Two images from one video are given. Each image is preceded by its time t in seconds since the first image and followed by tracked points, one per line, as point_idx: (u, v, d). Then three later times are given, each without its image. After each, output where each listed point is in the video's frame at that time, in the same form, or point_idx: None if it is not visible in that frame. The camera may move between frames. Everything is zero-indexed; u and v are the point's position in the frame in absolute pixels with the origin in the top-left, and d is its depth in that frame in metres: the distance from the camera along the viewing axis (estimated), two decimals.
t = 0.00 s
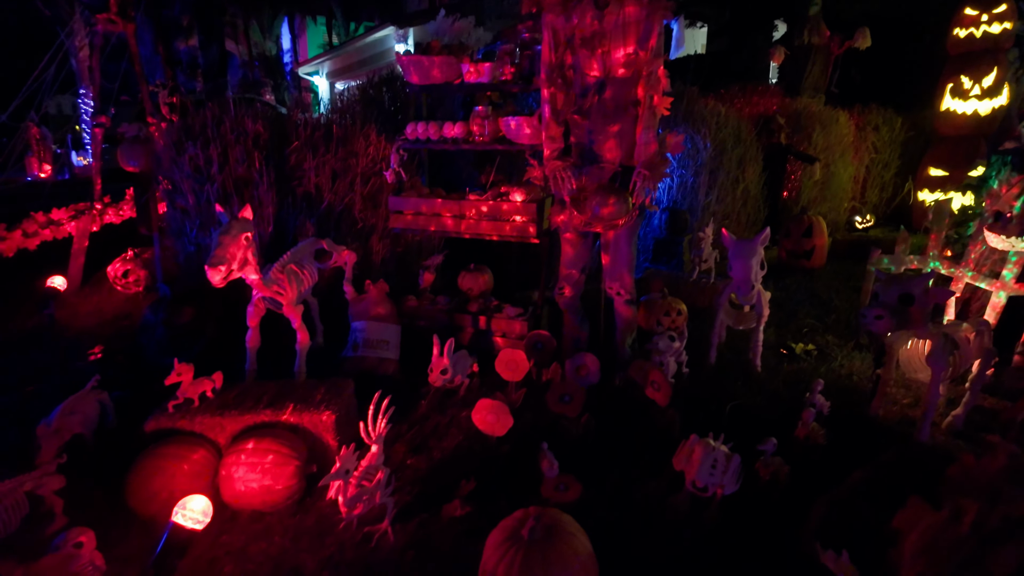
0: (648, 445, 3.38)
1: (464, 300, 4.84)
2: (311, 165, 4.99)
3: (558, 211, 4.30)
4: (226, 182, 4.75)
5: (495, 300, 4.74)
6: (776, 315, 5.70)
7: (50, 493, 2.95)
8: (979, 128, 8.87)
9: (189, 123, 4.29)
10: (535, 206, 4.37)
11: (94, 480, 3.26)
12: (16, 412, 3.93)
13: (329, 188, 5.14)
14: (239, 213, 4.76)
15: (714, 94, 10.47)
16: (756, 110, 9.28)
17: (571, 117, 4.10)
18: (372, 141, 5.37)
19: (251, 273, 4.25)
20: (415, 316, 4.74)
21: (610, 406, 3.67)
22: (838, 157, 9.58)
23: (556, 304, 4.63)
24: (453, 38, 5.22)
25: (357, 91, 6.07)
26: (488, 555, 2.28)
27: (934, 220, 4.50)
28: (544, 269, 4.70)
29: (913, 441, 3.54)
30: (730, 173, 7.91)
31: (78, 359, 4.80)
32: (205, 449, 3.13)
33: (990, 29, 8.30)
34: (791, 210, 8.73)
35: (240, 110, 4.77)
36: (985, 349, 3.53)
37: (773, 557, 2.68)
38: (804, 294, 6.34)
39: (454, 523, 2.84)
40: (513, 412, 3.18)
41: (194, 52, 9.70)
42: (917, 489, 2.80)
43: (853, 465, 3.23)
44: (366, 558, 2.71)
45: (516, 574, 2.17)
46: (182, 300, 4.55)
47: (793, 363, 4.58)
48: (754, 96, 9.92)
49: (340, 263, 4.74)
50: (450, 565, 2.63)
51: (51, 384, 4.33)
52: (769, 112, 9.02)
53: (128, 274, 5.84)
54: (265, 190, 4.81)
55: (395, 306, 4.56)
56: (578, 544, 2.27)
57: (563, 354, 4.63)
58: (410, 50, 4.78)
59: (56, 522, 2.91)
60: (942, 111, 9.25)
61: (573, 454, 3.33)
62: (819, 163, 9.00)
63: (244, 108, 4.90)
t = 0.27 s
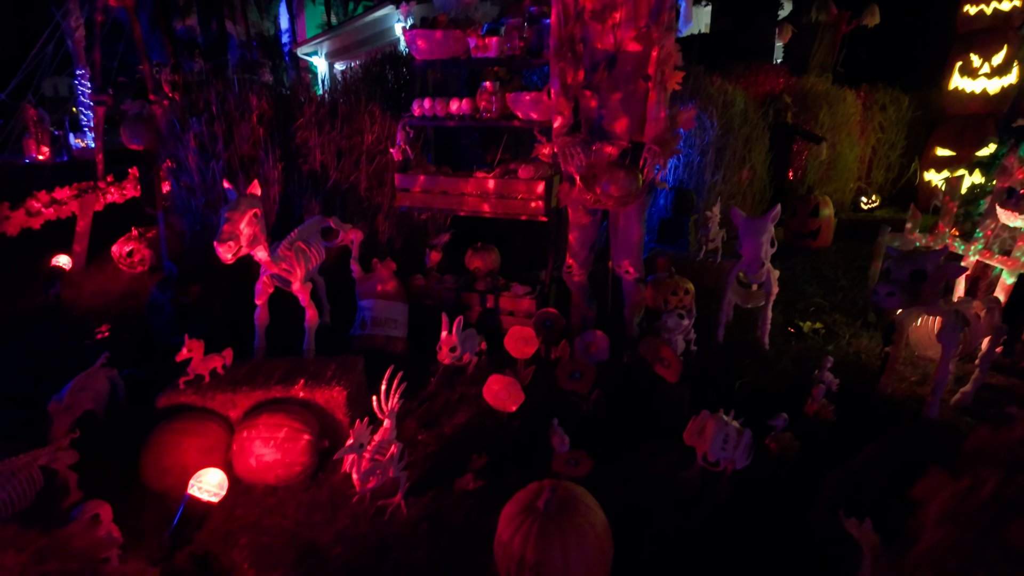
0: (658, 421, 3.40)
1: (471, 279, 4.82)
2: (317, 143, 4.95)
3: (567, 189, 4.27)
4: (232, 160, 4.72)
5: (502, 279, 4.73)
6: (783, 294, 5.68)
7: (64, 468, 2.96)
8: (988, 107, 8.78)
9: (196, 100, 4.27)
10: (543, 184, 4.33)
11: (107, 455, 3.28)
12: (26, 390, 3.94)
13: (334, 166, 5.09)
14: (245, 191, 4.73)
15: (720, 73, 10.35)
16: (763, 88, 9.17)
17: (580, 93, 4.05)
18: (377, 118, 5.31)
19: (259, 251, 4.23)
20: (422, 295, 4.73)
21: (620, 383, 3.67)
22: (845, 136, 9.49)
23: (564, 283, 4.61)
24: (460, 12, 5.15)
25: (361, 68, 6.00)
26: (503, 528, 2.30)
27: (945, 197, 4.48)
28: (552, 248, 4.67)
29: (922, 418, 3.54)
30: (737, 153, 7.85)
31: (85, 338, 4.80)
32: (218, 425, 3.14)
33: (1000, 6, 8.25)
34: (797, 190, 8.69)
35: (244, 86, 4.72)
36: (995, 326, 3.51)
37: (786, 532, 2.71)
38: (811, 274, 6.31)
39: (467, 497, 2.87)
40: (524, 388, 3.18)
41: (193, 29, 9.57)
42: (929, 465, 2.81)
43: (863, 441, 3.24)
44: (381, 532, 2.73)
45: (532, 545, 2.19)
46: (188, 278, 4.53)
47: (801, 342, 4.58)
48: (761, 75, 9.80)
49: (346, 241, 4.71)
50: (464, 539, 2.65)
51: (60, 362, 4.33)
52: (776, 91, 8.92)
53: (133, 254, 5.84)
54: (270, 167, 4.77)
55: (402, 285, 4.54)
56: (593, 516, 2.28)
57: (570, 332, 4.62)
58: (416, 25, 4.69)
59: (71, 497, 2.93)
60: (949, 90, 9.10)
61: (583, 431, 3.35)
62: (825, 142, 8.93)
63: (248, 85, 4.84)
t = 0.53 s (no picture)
0: (673, 399, 3.38)
1: (482, 258, 4.79)
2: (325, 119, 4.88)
3: (580, 166, 4.21)
4: (239, 136, 4.65)
5: (513, 258, 4.70)
6: (793, 274, 5.65)
7: (79, 444, 2.96)
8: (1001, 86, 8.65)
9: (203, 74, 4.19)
10: (556, 161, 4.27)
11: (122, 432, 3.28)
12: (39, 368, 3.94)
13: (342, 143, 5.03)
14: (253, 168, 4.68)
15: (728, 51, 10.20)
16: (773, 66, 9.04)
17: (594, 67, 3.97)
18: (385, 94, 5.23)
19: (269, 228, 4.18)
20: (433, 274, 4.71)
21: (634, 361, 3.66)
22: (854, 115, 9.38)
23: (575, 262, 4.58)
24: None
25: (368, 44, 5.90)
26: (524, 504, 2.29)
27: (962, 174, 4.42)
28: (564, 227, 4.63)
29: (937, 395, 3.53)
30: (746, 132, 7.76)
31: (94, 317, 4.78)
32: (233, 401, 3.13)
33: None
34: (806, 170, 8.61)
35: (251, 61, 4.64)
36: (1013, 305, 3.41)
37: (800, 506, 2.70)
38: (821, 254, 6.27)
39: (484, 473, 2.87)
40: (539, 366, 3.16)
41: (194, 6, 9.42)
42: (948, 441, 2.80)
43: (879, 418, 3.23)
44: (400, 507, 2.74)
45: (554, 521, 2.19)
46: (198, 256, 4.50)
47: (813, 321, 4.56)
48: (770, 53, 9.65)
49: (356, 219, 4.67)
50: (483, 514, 2.66)
51: (70, 340, 4.32)
52: (786, 69, 8.79)
53: (139, 233, 5.83)
54: (278, 145, 4.71)
55: (412, 264, 4.52)
56: (614, 491, 2.27)
57: (582, 311, 4.60)
58: None
59: (88, 473, 2.93)
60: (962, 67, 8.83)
61: (599, 408, 3.34)
62: (835, 121, 8.82)
63: (254, 60, 4.76)
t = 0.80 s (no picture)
0: (692, 381, 3.35)
1: (494, 240, 4.73)
2: (334, 98, 4.79)
3: (596, 146, 4.14)
4: (248, 115, 4.57)
5: (526, 240, 4.64)
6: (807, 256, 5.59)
7: (96, 427, 2.93)
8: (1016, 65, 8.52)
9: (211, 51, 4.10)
10: (571, 140, 4.19)
11: (137, 415, 3.25)
12: (50, 350, 3.90)
13: (352, 123, 4.94)
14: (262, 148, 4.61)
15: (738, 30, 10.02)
16: (784, 45, 8.88)
17: (612, 43, 3.88)
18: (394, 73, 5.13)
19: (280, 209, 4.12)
20: (445, 256, 4.66)
21: (652, 344, 3.62)
22: (866, 95, 9.25)
23: (590, 244, 4.52)
24: None
25: (375, 21, 5.78)
26: (550, 486, 2.27)
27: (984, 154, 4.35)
28: (578, 208, 4.56)
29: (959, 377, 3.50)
30: (758, 112, 7.64)
31: (103, 299, 4.74)
32: (249, 385, 3.10)
33: None
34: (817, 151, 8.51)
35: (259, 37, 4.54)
36: None
37: (824, 486, 2.68)
38: (833, 236, 6.21)
39: (505, 456, 2.85)
40: (559, 349, 3.12)
41: None
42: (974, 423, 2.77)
43: (901, 400, 3.19)
44: (421, 489, 2.72)
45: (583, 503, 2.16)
46: (207, 238, 4.44)
47: (830, 304, 4.52)
48: (781, 31, 9.49)
49: (367, 201, 4.61)
50: (506, 496, 2.64)
51: (81, 322, 4.28)
52: (798, 47, 8.63)
53: (145, 214, 5.81)
54: (287, 124, 4.63)
55: (424, 246, 4.46)
56: (641, 473, 2.25)
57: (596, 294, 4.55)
58: None
59: (105, 456, 2.90)
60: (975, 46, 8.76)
61: (618, 390, 3.31)
62: (847, 101, 8.70)
63: (262, 37, 4.66)
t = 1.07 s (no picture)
0: (710, 365, 3.31)
1: (504, 223, 4.67)
2: (341, 78, 4.69)
3: (610, 126, 4.06)
4: (254, 94, 4.50)
5: (536, 223, 4.57)
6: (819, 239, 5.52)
7: (108, 412, 2.90)
8: None
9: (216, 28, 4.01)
10: (584, 121, 4.11)
11: (148, 399, 3.22)
12: (57, 334, 3.86)
13: (359, 103, 4.85)
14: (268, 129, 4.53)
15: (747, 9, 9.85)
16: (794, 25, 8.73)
17: (627, 20, 3.79)
18: (401, 52, 5.03)
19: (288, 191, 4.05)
20: (455, 240, 4.60)
21: (668, 328, 3.58)
22: (877, 77, 9.10)
23: (601, 227, 4.46)
24: None
25: None
26: (573, 472, 2.23)
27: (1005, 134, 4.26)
28: (590, 190, 4.49)
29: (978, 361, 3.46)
30: (768, 93, 7.53)
31: (109, 283, 4.69)
32: (262, 369, 3.06)
33: None
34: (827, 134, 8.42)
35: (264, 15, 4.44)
36: None
37: (847, 469, 2.64)
38: (845, 219, 6.14)
39: (523, 441, 2.82)
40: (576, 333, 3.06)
41: None
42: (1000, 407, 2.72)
43: (922, 384, 3.15)
44: (438, 474, 2.69)
45: (607, 488, 2.13)
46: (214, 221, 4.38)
47: (844, 287, 4.46)
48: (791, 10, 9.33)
49: (375, 183, 4.54)
50: (525, 481, 2.61)
51: (88, 306, 4.23)
52: (809, 27, 8.46)
53: (148, 197, 5.75)
54: (293, 104, 4.54)
55: (434, 229, 4.40)
56: (666, 458, 2.21)
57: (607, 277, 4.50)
58: None
59: (117, 441, 2.87)
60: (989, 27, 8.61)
61: (634, 375, 3.27)
62: (858, 83, 8.57)
63: (267, 14, 4.55)
